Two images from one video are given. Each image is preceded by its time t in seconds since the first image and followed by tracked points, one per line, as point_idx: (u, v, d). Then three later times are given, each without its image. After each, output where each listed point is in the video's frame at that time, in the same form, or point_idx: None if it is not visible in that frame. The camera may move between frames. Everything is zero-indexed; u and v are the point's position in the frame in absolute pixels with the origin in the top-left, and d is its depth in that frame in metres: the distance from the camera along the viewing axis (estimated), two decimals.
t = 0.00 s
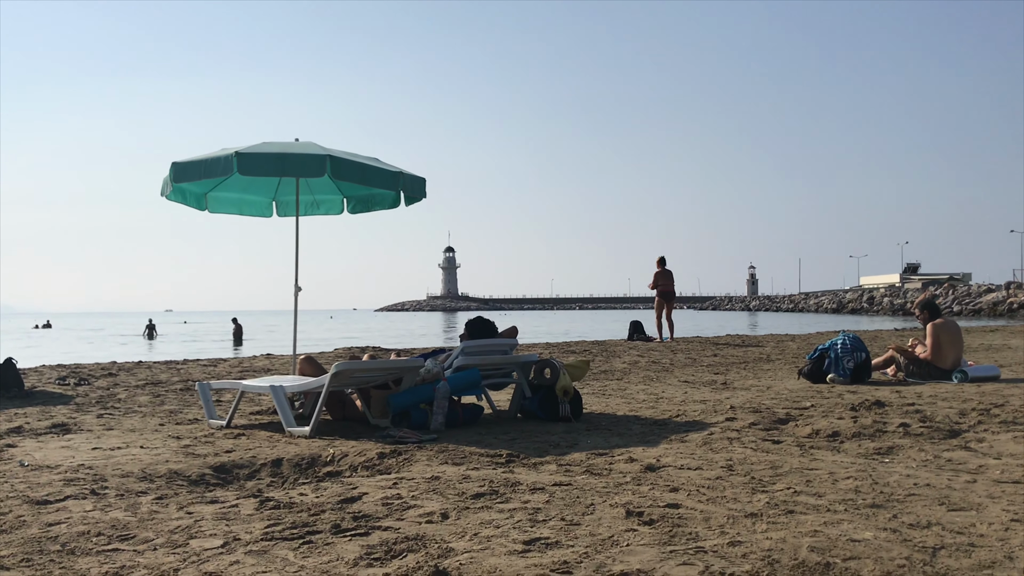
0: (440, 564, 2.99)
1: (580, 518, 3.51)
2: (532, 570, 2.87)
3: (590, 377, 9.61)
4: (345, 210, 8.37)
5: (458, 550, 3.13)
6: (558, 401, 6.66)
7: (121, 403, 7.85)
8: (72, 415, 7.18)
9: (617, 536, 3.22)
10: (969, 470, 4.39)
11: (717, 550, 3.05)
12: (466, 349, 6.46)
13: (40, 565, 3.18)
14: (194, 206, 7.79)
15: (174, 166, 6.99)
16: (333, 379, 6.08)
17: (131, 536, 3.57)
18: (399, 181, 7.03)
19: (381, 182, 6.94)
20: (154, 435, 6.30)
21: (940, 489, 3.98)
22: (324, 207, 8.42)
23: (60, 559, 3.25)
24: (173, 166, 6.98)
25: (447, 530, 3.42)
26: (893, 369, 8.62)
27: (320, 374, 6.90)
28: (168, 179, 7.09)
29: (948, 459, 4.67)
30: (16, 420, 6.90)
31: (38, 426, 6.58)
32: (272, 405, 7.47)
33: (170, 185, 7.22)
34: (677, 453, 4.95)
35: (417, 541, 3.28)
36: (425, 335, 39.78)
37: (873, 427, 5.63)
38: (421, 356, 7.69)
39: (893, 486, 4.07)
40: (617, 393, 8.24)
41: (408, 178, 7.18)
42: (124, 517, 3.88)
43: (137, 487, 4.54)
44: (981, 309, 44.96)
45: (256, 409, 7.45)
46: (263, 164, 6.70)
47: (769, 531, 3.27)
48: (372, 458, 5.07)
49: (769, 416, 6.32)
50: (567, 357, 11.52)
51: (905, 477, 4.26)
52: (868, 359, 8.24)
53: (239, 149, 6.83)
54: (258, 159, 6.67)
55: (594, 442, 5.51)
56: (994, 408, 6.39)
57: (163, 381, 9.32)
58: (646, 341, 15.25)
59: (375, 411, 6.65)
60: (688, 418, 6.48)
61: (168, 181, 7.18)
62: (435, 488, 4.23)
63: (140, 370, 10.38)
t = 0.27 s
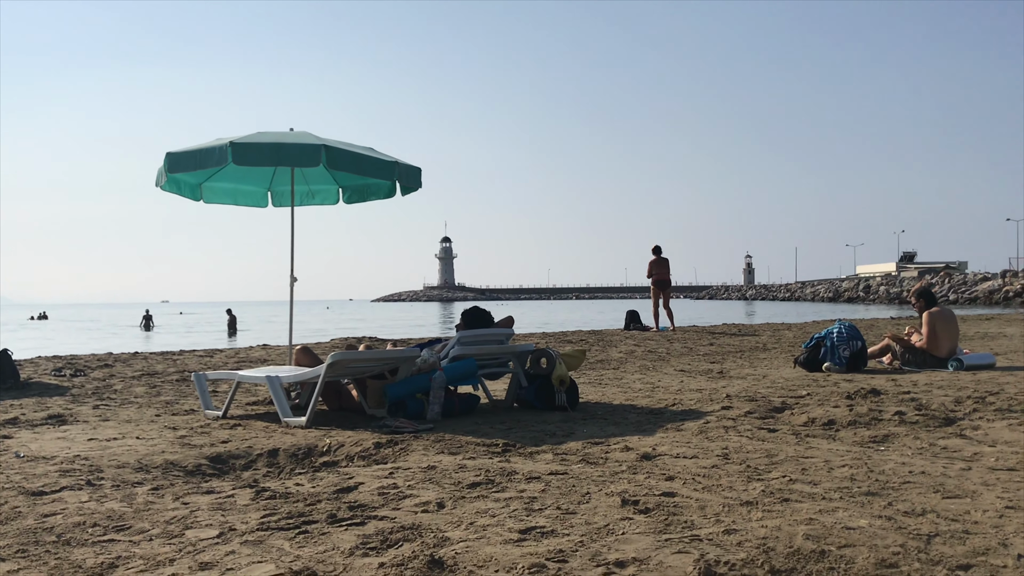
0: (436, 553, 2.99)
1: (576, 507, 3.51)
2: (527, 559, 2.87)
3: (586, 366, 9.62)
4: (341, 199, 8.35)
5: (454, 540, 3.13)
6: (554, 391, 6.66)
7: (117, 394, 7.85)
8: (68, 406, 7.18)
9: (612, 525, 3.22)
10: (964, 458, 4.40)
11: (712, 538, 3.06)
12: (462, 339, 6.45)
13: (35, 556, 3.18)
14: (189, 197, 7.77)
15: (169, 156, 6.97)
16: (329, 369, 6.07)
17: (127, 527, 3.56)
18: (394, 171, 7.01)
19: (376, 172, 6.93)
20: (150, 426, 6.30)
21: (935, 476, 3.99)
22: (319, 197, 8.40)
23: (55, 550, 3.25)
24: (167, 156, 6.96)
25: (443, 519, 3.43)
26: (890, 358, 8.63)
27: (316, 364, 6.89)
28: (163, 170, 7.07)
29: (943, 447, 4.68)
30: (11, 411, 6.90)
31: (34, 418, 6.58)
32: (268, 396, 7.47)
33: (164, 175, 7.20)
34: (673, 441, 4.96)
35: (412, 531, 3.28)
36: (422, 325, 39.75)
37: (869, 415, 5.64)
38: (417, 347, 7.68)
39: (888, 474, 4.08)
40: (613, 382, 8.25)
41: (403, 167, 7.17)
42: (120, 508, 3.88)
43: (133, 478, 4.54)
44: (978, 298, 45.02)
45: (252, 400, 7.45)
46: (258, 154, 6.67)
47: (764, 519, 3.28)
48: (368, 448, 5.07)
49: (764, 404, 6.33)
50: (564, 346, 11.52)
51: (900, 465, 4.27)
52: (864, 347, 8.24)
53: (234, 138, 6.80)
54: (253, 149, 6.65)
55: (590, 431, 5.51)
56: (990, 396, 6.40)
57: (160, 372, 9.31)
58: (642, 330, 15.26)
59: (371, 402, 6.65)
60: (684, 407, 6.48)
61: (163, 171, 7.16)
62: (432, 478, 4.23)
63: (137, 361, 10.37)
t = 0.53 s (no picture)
0: (430, 537, 2.99)
1: (570, 491, 3.51)
2: (522, 543, 2.87)
3: (581, 352, 9.63)
4: (334, 185, 8.32)
5: (448, 524, 3.13)
6: (549, 377, 6.66)
7: (111, 382, 7.83)
8: (62, 393, 7.16)
9: (606, 509, 3.22)
10: (958, 441, 4.41)
11: (706, 521, 3.06)
12: (457, 326, 6.44)
13: (28, 542, 3.17)
14: (182, 183, 7.74)
15: (161, 142, 6.93)
16: (323, 356, 6.07)
17: (120, 513, 3.56)
18: (388, 157, 6.98)
19: (370, 158, 6.90)
20: (144, 413, 6.29)
21: (929, 460, 4.00)
22: (313, 183, 8.37)
23: (48, 536, 3.24)
24: (160, 143, 6.92)
25: (437, 504, 3.42)
26: (884, 343, 8.64)
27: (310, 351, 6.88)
28: (155, 156, 7.03)
29: (937, 431, 4.70)
30: (5, 398, 6.88)
31: (28, 405, 6.56)
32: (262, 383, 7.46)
33: (157, 162, 7.16)
34: (667, 426, 4.97)
35: (407, 515, 3.28)
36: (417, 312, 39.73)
37: (863, 400, 5.65)
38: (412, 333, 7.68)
39: (882, 457, 4.09)
40: (608, 368, 8.25)
41: (397, 154, 7.14)
42: (113, 494, 3.87)
43: (127, 464, 4.53)
44: (972, 284, 45.13)
45: (246, 387, 7.44)
46: (251, 140, 6.64)
47: (758, 502, 3.28)
48: (363, 434, 5.07)
49: (758, 390, 6.34)
50: (559, 333, 11.53)
51: (894, 448, 4.28)
52: (858, 332, 8.25)
53: (226, 125, 6.76)
54: (246, 136, 6.62)
55: (585, 416, 5.52)
56: (983, 381, 6.42)
57: (154, 359, 9.30)
58: (637, 317, 15.27)
59: (366, 388, 6.64)
60: (678, 392, 6.49)
61: (155, 158, 7.12)
62: (426, 463, 4.23)
63: (131, 349, 10.36)
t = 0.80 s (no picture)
0: (423, 516, 2.99)
1: (562, 469, 3.51)
2: (514, 520, 2.87)
3: (575, 332, 9.63)
4: (326, 165, 8.28)
5: (441, 502, 3.13)
6: (543, 356, 6.66)
7: (104, 364, 7.82)
8: (55, 375, 7.15)
9: (599, 486, 3.23)
10: (950, 417, 4.42)
11: (699, 498, 3.07)
12: (450, 305, 6.44)
13: (21, 524, 3.17)
14: (173, 164, 7.69)
15: (152, 123, 6.88)
16: (316, 336, 6.06)
17: (113, 494, 3.55)
18: (380, 137, 6.95)
19: (362, 137, 6.86)
20: (138, 394, 6.28)
21: (921, 436, 4.01)
22: (304, 163, 8.33)
23: (41, 518, 3.24)
24: (150, 123, 6.87)
25: (430, 483, 3.42)
26: (877, 321, 8.65)
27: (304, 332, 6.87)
28: (146, 137, 6.98)
29: (929, 407, 4.71)
30: None
31: (21, 387, 6.55)
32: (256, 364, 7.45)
33: (147, 143, 7.11)
34: (661, 404, 4.97)
35: (400, 494, 3.28)
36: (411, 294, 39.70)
37: (856, 377, 5.67)
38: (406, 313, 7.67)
39: (875, 433, 4.10)
40: (602, 347, 8.26)
41: (389, 133, 7.10)
42: (106, 475, 3.86)
43: (120, 445, 4.53)
44: (965, 262, 45.22)
45: (240, 368, 7.43)
46: (242, 120, 6.60)
47: (751, 479, 3.29)
48: (357, 414, 5.07)
49: (752, 368, 6.35)
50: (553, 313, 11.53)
51: (886, 425, 4.29)
52: (851, 311, 8.26)
53: (217, 105, 6.72)
54: (237, 116, 6.57)
55: (578, 395, 5.52)
56: (976, 357, 6.43)
57: (147, 341, 9.28)
58: (631, 296, 15.27)
59: (359, 368, 6.64)
60: (672, 371, 6.50)
61: (146, 138, 7.08)
62: (420, 442, 4.23)
63: (124, 331, 10.34)
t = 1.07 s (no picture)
0: (411, 466, 2.98)
1: (551, 418, 3.51)
2: (503, 469, 2.86)
3: (564, 286, 9.62)
4: (310, 120, 8.18)
5: (429, 453, 3.12)
6: (532, 310, 6.65)
7: (91, 323, 7.77)
8: (41, 335, 7.11)
9: (588, 435, 3.22)
10: (937, 363, 4.44)
11: (687, 444, 3.07)
12: (438, 260, 6.40)
13: (6, 480, 3.15)
14: (155, 120, 7.58)
15: (131, 78, 6.76)
16: (303, 292, 6.02)
17: (100, 450, 3.53)
18: (364, 90, 6.85)
19: (346, 91, 6.76)
20: (125, 352, 6.25)
21: (909, 382, 4.02)
22: (288, 118, 8.22)
23: (27, 474, 3.22)
24: (130, 78, 6.75)
25: (419, 434, 3.41)
26: (865, 271, 8.66)
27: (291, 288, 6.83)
28: (126, 93, 6.87)
29: (917, 354, 4.72)
30: None
31: (7, 347, 6.51)
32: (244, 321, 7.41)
33: (128, 98, 7.00)
34: (649, 355, 4.97)
35: (388, 446, 3.27)
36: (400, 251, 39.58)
37: (844, 325, 5.67)
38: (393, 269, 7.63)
39: (863, 380, 4.10)
40: (591, 301, 8.25)
41: (373, 86, 7.01)
42: (93, 432, 3.84)
43: (107, 402, 4.50)
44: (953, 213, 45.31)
45: (228, 325, 7.40)
46: (223, 74, 6.49)
47: (739, 425, 3.29)
48: (345, 368, 5.05)
49: (740, 318, 6.35)
50: (542, 267, 11.51)
51: (874, 371, 4.29)
52: (840, 261, 8.26)
53: (198, 58, 6.60)
54: (218, 69, 6.46)
55: (567, 347, 5.52)
56: (964, 305, 6.45)
57: (134, 300, 9.23)
58: (621, 250, 15.25)
59: (348, 324, 6.61)
60: (661, 322, 6.50)
61: (126, 94, 6.96)
62: (408, 395, 4.21)
63: (111, 290, 10.28)
